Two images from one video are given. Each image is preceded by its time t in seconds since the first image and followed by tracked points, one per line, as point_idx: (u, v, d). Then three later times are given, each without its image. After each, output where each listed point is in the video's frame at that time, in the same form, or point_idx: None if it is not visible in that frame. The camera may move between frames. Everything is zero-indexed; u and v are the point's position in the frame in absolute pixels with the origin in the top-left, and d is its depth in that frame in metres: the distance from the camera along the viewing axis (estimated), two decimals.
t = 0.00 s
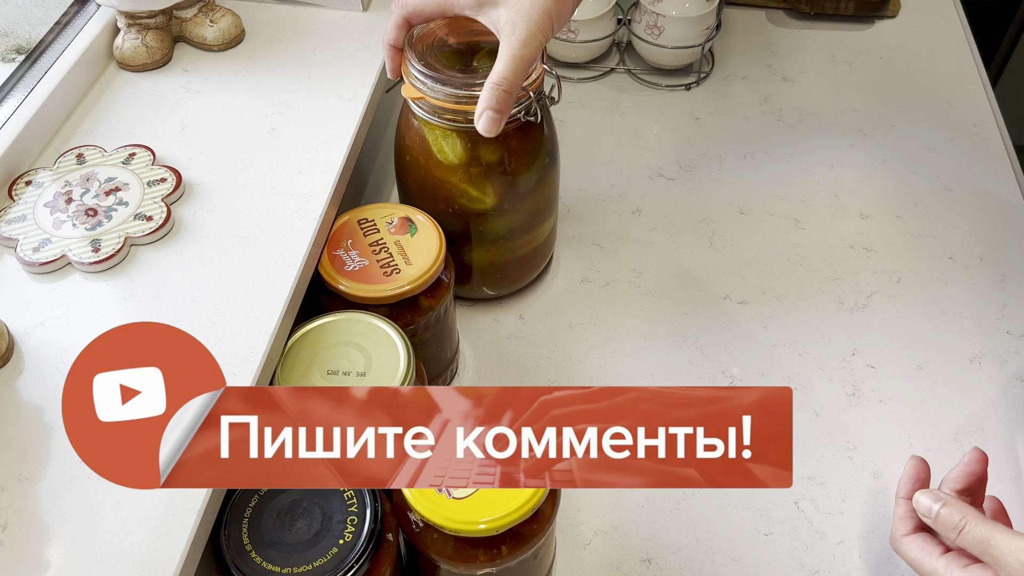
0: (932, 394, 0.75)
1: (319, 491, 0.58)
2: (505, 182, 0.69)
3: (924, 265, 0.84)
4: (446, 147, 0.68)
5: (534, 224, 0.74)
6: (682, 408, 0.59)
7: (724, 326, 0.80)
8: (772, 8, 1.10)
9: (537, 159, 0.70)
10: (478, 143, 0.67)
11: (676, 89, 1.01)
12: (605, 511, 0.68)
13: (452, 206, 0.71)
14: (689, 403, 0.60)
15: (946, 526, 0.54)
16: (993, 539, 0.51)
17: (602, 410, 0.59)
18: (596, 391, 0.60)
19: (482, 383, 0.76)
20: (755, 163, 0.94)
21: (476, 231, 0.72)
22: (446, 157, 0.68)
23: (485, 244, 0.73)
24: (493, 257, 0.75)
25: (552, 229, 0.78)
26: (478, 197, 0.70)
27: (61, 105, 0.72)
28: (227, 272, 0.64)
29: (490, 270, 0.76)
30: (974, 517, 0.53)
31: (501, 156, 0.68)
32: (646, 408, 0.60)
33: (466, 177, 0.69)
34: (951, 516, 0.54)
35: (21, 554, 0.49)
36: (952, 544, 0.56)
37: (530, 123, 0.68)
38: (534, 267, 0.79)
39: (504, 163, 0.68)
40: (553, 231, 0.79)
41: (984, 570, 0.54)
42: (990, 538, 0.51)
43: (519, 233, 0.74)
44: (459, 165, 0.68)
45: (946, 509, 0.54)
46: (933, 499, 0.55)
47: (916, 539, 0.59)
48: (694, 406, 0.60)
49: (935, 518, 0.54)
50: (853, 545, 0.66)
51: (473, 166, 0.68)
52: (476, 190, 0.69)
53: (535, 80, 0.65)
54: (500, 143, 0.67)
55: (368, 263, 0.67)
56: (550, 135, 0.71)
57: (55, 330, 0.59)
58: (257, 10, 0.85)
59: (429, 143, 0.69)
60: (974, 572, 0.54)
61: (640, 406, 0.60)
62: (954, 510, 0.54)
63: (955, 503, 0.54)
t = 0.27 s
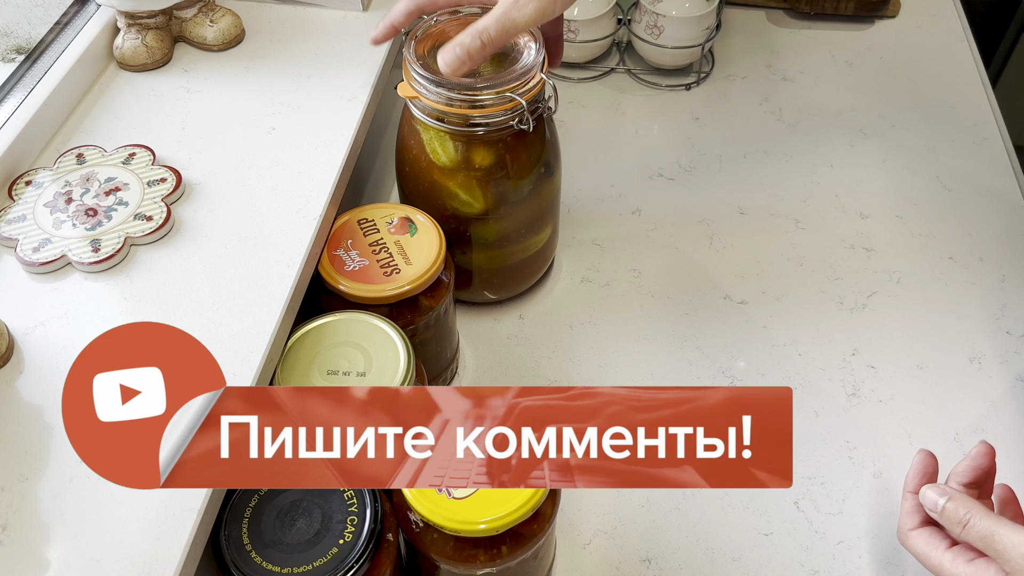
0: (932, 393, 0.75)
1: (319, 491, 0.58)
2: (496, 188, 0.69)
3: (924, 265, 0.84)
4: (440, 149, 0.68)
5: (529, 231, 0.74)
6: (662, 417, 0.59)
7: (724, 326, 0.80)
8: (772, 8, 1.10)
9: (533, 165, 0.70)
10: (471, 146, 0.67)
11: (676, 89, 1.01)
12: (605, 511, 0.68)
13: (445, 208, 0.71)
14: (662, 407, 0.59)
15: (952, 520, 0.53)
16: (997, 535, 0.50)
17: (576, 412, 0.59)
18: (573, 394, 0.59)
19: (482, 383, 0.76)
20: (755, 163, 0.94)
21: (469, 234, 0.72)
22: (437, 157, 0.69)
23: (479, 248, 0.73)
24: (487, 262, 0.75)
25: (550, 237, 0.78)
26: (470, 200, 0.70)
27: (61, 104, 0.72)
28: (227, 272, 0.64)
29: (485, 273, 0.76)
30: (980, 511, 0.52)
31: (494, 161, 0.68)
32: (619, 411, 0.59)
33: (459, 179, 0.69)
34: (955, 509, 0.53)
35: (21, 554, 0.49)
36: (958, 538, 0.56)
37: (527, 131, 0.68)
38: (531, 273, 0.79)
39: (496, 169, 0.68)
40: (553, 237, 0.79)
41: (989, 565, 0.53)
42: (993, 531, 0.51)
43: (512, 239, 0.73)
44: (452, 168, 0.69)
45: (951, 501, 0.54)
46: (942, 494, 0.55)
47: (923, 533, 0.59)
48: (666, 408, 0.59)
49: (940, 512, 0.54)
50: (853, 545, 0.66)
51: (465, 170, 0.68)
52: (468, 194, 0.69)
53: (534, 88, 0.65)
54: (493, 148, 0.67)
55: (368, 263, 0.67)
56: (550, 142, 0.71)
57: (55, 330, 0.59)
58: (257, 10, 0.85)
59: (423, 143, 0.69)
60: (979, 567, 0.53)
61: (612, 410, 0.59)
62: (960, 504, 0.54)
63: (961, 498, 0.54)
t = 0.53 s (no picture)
0: (932, 393, 0.75)
1: (319, 491, 0.58)
2: (496, 188, 0.69)
3: (924, 265, 0.84)
4: (439, 149, 0.68)
5: (528, 231, 0.74)
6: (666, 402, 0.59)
7: (724, 326, 0.80)
8: (772, 8, 1.10)
9: (532, 166, 0.70)
10: (471, 146, 0.67)
11: (676, 89, 1.01)
12: (604, 510, 0.68)
13: (445, 209, 0.71)
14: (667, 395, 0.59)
15: (969, 559, 0.57)
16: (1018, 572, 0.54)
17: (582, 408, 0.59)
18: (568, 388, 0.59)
19: (482, 383, 0.76)
20: (755, 163, 0.94)
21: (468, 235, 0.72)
22: (437, 157, 0.69)
23: (478, 249, 0.73)
24: (486, 263, 0.75)
25: (550, 238, 0.78)
26: (470, 201, 0.70)
27: (61, 104, 0.72)
28: (227, 272, 0.64)
29: (484, 274, 0.76)
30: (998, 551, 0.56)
31: (493, 161, 0.68)
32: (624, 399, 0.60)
33: (459, 179, 0.69)
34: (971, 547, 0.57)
35: (20, 554, 0.49)
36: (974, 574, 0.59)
37: (527, 132, 0.68)
38: (530, 274, 0.79)
39: (496, 169, 0.68)
40: (553, 238, 0.79)
41: None
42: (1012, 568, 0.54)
43: (511, 240, 0.73)
44: (452, 168, 0.69)
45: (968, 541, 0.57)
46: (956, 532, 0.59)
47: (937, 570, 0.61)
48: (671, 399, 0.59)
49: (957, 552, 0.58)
50: (853, 545, 0.66)
51: (465, 170, 0.68)
52: (467, 194, 0.69)
53: (534, 88, 0.65)
54: (493, 148, 0.67)
55: (368, 263, 0.67)
56: (550, 142, 0.71)
57: (55, 330, 0.59)
58: (258, 10, 0.85)
59: (423, 143, 0.69)
60: None
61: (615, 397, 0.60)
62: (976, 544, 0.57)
63: (976, 536, 0.57)
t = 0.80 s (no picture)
0: (932, 393, 0.75)
1: (319, 491, 0.59)
2: (496, 188, 0.69)
3: (924, 265, 0.84)
4: (439, 149, 0.68)
5: (528, 231, 0.74)
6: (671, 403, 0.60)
7: (724, 326, 0.80)
8: (772, 8, 1.10)
9: (532, 166, 0.70)
10: (471, 146, 0.67)
11: (676, 89, 1.01)
12: (604, 510, 0.68)
13: (445, 208, 0.71)
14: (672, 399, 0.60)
15: None
16: None
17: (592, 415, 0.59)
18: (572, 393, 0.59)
19: (482, 384, 0.76)
20: (755, 163, 0.94)
21: (468, 235, 0.72)
22: (437, 157, 0.69)
23: (478, 249, 0.73)
24: (485, 263, 0.75)
25: (550, 238, 0.78)
26: (470, 201, 0.70)
27: (61, 104, 0.72)
28: (226, 272, 0.64)
29: (484, 274, 0.76)
30: None
31: (493, 161, 0.68)
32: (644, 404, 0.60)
33: (459, 179, 0.69)
34: None
35: (20, 554, 0.49)
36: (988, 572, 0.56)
37: (527, 132, 0.68)
38: (530, 274, 0.79)
39: (496, 169, 0.68)
40: (553, 238, 0.79)
41: None
42: None
43: (511, 240, 0.73)
44: (452, 168, 0.69)
45: None
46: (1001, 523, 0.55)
47: None
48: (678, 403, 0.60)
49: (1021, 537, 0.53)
50: (853, 545, 0.66)
51: (465, 170, 0.68)
52: (467, 194, 0.69)
53: (534, 88, 0.65)
54: (493, 148, 0.67)
55: (368, 263, 0.67)
56: (550, 142, 0.71)
57: (55, 330, 0.59)
58: (258, 10, 0.85)
59: (423, 143, 0.69)
60: None
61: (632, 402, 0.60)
62: None
63: None
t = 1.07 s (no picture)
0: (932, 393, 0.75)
1: (319, 491, 0.58)
2: (496, 188, 0.69)
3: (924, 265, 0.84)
4: (439, 149, 0.68)
5: (528, 231, 0.74)
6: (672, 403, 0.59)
7: (724, 326, 0.80)
8: (772, 8, 1.10)
9: (532, 165, 0.69)
10: (471, 146, 0.67)
11: (676, 89, 1.01)
12: (604, 510, 0.68)
13: (445, 208, 0.71)
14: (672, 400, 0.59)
15: None
16: None
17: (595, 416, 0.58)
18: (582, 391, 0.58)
19: (482, 384, 0.76)
20: (755, 163, 0.94)
21: (468, 235, 0.72)
22: (437, 157, 0.69)
23: (478, 249, 0.73)
24: (486, 263, 0.75)
25: (550, 238, 0.78)
26: (470, 201, 0.70)
27: (61, 104, 0.72)
28: (227, 271, 0.64)
29: (484, 274, 0.76)
30: None
31: (493, 161, 0.68)
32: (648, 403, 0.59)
33: (459, 179, 0.69)
34: None
35: (20, 554, 0.49)
36: None
37: (527, 132, 0.68)
38: (530, 274, 0.79)
39: (496, 169, 0.68)
40: (553, 238, 0.79)
41: None
42: None
43: (511, 240, 0.73)
44: (452, 168, 0.69)
45: None
46: None
47: None
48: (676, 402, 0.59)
49: None
50: (853, 544, 0.66)
51: (466, 170, 0.68)
52: (467, 194, 0.69)
53: (534, 88, 0.65)
54: (493, 148, 0.67)
55: (368, 263, 0.67)
56: (550, 142, 0.71)
57: (55, 330, 0.59)
58: (258, 10, 0.85)
59: (423, 143, 0.69)
60: None
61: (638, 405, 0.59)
62: None
63: None
